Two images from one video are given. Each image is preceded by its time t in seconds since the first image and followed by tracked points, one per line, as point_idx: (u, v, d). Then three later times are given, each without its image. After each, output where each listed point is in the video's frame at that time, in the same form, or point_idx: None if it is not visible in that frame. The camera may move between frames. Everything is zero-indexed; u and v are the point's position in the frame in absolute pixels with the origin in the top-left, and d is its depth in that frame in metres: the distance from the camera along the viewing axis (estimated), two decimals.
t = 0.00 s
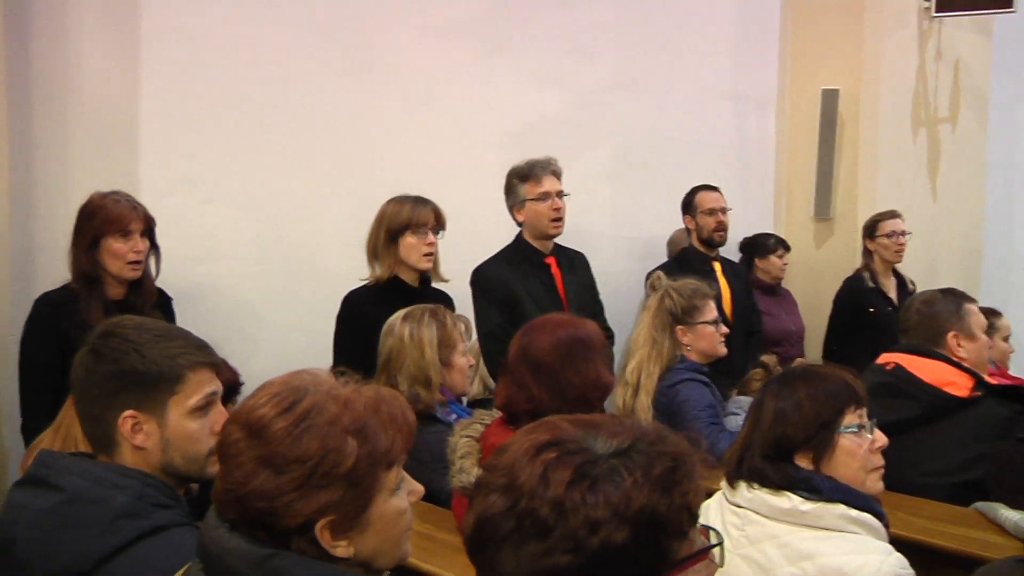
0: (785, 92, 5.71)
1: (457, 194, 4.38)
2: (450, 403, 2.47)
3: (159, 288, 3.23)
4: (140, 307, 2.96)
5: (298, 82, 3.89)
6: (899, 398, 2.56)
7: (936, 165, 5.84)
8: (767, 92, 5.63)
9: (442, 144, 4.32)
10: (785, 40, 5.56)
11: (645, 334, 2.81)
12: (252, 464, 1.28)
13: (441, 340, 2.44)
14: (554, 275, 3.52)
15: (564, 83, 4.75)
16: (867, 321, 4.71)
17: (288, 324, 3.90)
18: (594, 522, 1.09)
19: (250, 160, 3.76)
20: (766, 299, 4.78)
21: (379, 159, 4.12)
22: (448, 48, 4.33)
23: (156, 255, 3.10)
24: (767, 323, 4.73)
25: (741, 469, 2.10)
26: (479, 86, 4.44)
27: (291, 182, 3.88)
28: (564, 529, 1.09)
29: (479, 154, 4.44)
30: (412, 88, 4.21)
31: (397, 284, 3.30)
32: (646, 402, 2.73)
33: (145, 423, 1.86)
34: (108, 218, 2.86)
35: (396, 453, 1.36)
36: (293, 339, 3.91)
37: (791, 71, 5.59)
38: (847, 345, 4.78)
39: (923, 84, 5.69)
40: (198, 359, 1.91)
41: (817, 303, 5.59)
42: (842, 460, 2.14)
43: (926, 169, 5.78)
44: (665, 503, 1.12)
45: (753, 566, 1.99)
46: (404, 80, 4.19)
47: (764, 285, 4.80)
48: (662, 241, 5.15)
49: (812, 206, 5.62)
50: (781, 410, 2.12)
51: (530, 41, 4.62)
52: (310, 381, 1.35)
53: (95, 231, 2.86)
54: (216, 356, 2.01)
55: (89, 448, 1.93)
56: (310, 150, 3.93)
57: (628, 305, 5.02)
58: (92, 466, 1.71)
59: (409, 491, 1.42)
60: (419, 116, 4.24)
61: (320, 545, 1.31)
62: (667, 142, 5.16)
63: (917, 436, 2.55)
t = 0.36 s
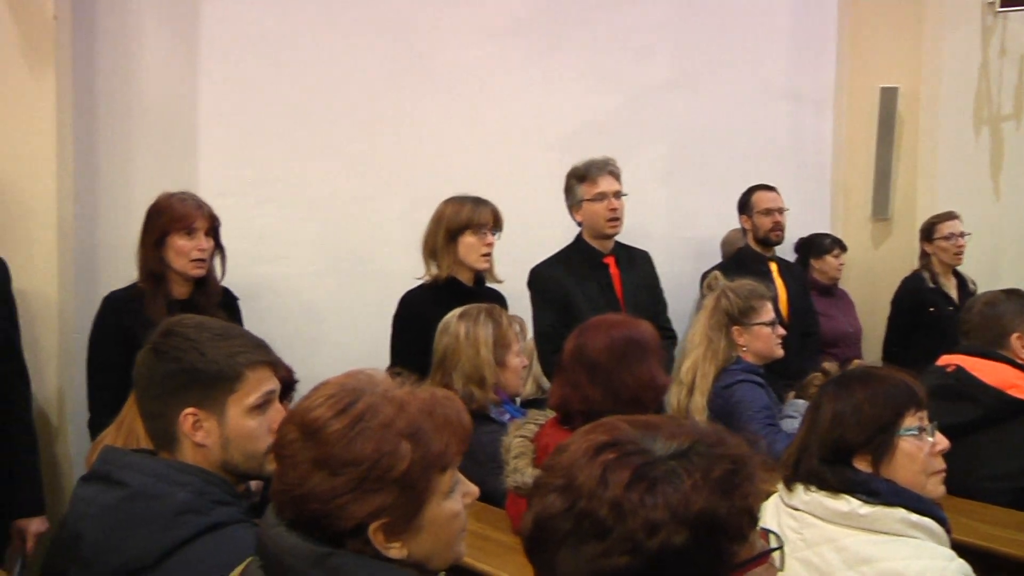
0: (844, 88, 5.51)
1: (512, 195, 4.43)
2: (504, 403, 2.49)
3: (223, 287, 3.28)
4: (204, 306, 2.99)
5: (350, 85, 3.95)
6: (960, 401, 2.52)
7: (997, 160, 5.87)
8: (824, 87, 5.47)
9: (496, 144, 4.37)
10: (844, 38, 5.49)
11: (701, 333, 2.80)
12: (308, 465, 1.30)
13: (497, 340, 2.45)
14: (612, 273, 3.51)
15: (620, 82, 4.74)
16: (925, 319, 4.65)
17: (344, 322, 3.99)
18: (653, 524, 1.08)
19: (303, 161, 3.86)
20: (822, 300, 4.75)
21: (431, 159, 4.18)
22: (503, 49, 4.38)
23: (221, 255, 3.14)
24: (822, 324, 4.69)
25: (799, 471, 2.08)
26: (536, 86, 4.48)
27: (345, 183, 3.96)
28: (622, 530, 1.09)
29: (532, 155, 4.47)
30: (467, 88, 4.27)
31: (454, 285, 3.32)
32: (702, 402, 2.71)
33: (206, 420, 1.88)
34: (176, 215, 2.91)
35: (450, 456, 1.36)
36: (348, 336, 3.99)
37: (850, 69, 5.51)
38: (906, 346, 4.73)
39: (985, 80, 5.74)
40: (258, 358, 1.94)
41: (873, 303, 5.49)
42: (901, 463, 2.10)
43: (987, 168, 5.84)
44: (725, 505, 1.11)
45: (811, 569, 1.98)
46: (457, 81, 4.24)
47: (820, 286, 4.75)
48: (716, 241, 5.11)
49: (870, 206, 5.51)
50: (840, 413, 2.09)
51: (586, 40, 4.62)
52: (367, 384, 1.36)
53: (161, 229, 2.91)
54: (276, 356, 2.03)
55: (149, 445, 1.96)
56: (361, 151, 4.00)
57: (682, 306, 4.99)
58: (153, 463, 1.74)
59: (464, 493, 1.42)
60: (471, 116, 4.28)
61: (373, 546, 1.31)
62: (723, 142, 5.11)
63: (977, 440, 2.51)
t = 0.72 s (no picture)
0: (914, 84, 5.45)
1: (577, 194, 4.45)
2: (567, 400, 2.49)
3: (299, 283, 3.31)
4: (276, 303, 3.01)
5: (416, 84, 4.02)
6: None
7: None
8: (892, 84, 5.40)
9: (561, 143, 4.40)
10: (914, 33, 5.42)
11: (763, 333, 2.80)
12: (372, 454, 1.30)
13: (565, 337, 2.46)
14: (683, 273, 3.52)
15: (684, 79, 4.73)
16: (995, 317, 4.60)
17: (408, 318, 4.03)
18: (724, 524, 1.05)
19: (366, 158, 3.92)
20: (890, 298, 4.70)
21: (496, 157, 4.23)
22: (569, 46, 4.40)
23: (297, 252, 3.17)
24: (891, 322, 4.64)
25: (867, 472, 2.05)
26: (603, 83, 4.50)
27: (411, 180, 4.02)
28: (693, 529, 1.06)
29: (597, 153, 4.49)
30: (532, 87, 4.31)
31: (518, 283, 3.32)
32: (765, 401, 2.71)
33: (274, 415, 1.89)
34: (252, 209, 2.96)
35: (514, 455, 1.34)
36: (413, 332, 4.04)
37: (920, 64, 5.44)
38: (977, 346, 4.69)
39: None
40: (323, 354, 1.93)
41: (941, 301, 5.40)
42: (974, 464, 2.06)
43: None
44: (799, 507, 1.07)
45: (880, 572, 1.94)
46: (522, 78, 4.28)
47: (888, 283, 4.72)
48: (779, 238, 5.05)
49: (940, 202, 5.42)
50: (909, 413, 2.05)
51: (652, 37, 4.62)
52: (436, 377, 1.35)
53: (239, 222, 2.96)
54: (346, 355, 2.03)
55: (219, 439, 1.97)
56: (426, 149, 4.05)
57: (748, 304, 4.95)
58: (222, 456, 1.76)
59: (529, 495, 1.39)
60: (537, 114, 4.32)
61: (431, 539, 1.31)
62: (789, 138, 5.06)
63: None
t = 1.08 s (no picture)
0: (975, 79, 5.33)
1: (631, 192, 4.44)
2: (621, 398, 2.48)
3: (358, 281, 3.34)
4: (337, 301, 3.05)
5: (468, 83, 4.04)
6: None
7: None
8: (954, 77, 5.30)
9: (615, 142, 4.39)
10: (975, 27, 5.32)
11: (810, 335, 2.83)
12: (427, 449, 1.31)
13: (620, 335, 2.47)
14: (741, 270, 3.50)
15: (740, 75, 4.69)
16: None
17: (463, 316, 4.06)
18: (780, 523, 1.04)
19: (418, 157, 3.95)
20: (950, 296, 4.62)
21: (550, 155, 4.24)
22: (623, 43, 4.39)
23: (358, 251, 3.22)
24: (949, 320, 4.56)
25: (927, 472, 1.99)
26: (657, 80, 4.48)
27: (465, 178, 4.05)
28: (749, 528, 1.05)
29: (650, 150, 4.48)
30: (585, 86, 4.31)
31: (565, 279, 3.33)
32: (814, 401, 2.70)
33: (329, 411, 1.90)
34: (313, 207, 3.00)
35: (569, 453, 1.33)
36: (467, 329, 4.07)
37: (982, 57, 5.33)
38: None
39: None
40: (377, 351, 1.95)
41: (1002, 300, 5.29)
42: None
43: None
44: (856, 506, 1.06)
45: None
46: (574, 76, 4.28)
47: (948, 282, 4.64)
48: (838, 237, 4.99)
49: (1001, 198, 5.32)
50: (971, 412, 1.95)
51: (707, 33, 4.59)
52: (492, 374, 1.35)
53: (302, 220, 3.00)
54: (398, 350, 2.05)
55: (275, 433, 2.00)
56: (479, 147, 4.08)
57: (801, 303, 4.90)
58: (277, 451, 1.78)
59: (584, 494, 1.39)
60: (590, 112, 4.33)
61: (485, 535, 1.32)
62: (846, 134, 5.00)
63: None
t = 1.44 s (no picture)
0: None
1: (683, 192, 4.41)
2: (674, 399, 2.47)
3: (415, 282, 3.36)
4: (396, 302, 3.07)
5: (521, 86, 4.06)
6: None
7: None
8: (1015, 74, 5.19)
9: (667, 143, 4.37)
10: None
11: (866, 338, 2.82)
12: (485, 448, 1.32)
13: (674, 336, 2.46)
14: (792, 270, 3.47)
15: (794, 74, 4.64)
16: None
17: (514, 316, 4.06)
18: (839, 527, 1.02)
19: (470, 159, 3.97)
20: (1011, 296, 4.51)
21: (602, 155, 4.23)
22: (675, 44, 4.37)
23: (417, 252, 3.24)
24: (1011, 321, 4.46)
25: (990, 475, 1.94)
26: (710, 80, 4.45)
27: (517, 179, 4.06)
28: (806, 531, 1.04)
29: (702, 150, 4.44)
30: (637, 86, 4.29)
31: (615, 279, 3.32)
32: (868, 405, 2.69)
33: (384, 410, 1.91)
34: (374, 208, 3.03)
35: (626, 454, 1.33)
36: (518, 329, 4.07)
37: None
38: None
39: None
40: (432, 350, 1.95)
41: None
42: None
43: None
44: (915, 511, 1.04)
45: None
46: (627, 78, 4.27)
47: (1008, 282, 4.54)
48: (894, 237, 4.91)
49: None
50: None
51: (761, 32, 4.55)
52: (551, 374, 1.36)
53: (362, 220, 3.03)
54: (451, 349, 2.05)
55: (331, 430, 2.03)
56: (531, 148, 4.09)
57: (856, 305, 4.82)
58: (332, 449, 1.79)
59: (640, 496, 1.38)
60: (641, 112, 4.31)
61: (541, 535, 1.32)
62: (904, 132, 4.92)
63: None
